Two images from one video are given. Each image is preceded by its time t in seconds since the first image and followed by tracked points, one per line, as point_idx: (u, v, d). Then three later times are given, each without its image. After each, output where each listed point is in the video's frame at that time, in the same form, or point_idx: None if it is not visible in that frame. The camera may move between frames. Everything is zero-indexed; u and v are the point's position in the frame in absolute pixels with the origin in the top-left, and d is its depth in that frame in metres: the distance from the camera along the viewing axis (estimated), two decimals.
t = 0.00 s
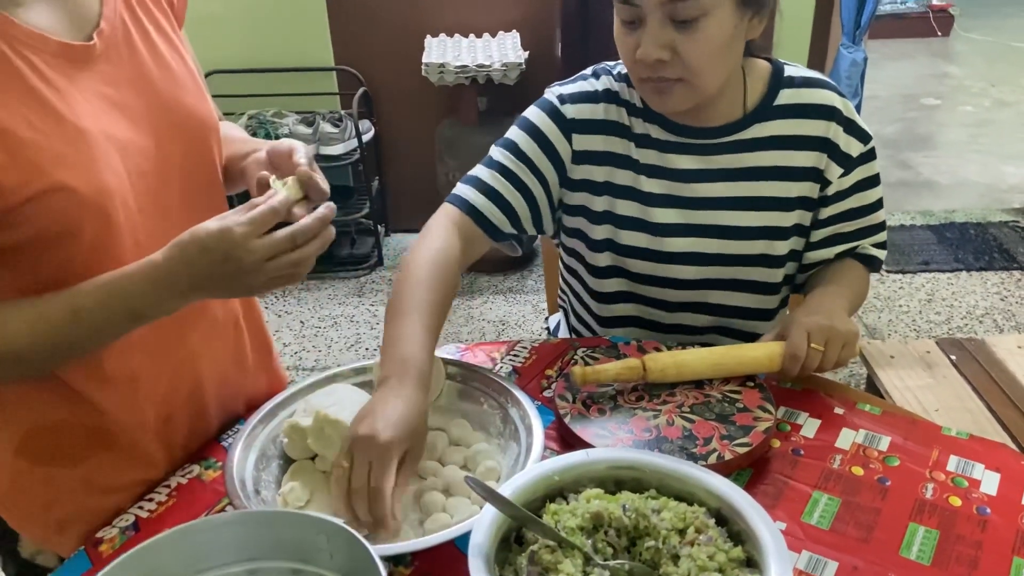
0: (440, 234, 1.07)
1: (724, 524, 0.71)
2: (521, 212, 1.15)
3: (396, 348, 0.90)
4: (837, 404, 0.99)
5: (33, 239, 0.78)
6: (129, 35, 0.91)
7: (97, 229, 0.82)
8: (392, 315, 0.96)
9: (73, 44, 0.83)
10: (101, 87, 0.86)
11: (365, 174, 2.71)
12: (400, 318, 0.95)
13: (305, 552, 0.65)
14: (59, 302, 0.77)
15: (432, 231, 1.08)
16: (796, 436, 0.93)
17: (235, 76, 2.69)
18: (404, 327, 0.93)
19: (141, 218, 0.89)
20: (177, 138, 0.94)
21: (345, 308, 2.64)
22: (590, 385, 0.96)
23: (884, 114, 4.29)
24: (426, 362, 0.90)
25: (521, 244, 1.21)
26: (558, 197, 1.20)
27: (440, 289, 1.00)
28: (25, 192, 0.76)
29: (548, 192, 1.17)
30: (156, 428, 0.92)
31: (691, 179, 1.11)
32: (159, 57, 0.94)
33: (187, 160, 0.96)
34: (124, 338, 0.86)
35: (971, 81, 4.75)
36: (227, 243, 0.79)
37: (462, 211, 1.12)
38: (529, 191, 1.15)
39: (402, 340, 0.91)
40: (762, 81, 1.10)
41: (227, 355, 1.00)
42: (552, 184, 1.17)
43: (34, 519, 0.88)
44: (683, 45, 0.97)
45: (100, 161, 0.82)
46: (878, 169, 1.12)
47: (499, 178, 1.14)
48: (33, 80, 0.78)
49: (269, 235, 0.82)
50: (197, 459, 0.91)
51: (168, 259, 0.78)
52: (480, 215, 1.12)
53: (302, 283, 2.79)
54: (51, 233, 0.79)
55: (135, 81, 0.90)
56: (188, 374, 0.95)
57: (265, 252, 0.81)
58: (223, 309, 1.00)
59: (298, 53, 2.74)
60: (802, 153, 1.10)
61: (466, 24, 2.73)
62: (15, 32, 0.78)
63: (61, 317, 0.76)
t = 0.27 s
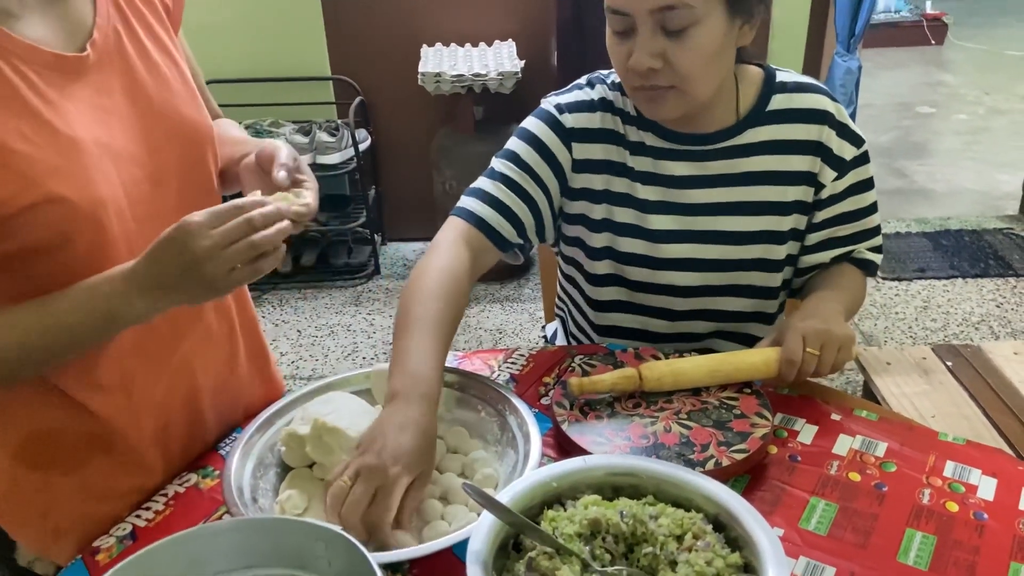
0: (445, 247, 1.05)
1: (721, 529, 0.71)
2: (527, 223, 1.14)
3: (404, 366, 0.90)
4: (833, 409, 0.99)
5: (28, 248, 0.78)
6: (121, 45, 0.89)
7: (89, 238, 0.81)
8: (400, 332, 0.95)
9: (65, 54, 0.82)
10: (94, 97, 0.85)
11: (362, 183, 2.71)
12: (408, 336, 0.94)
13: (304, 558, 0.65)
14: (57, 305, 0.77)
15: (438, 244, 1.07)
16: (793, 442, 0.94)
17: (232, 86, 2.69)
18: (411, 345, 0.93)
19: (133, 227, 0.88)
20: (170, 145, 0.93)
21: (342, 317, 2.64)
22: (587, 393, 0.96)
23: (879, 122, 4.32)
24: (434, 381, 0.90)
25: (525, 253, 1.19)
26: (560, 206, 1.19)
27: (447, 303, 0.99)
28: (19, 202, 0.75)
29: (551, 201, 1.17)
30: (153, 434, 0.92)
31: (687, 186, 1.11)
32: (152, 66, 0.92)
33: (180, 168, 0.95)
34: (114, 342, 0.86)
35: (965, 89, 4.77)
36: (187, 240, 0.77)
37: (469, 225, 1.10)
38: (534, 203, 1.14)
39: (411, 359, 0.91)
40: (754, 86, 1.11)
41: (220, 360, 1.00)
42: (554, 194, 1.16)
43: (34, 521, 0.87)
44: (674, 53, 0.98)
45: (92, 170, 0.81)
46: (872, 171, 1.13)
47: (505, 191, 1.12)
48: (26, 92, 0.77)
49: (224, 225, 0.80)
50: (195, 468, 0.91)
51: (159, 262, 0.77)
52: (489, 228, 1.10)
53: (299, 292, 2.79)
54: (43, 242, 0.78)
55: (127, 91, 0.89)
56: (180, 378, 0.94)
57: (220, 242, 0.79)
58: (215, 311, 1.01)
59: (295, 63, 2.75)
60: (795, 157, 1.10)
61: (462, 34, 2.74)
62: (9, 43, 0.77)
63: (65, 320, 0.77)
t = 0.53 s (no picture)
0: (426, 239, 1.08)
1: (726, 542, 0.71)
2: (507, 225, 1.16)
3: (393, 338, 0.91)
4: (836, 419, 0.98)
5: (23, 261, 0.75)
6: (118, 53, 0.86)
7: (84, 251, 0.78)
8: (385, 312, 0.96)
9: (60, 64, 0.79)
10: (90, 106, 0.81)
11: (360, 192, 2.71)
12: (394, 313, 0.95)
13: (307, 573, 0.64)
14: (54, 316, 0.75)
15: (417, 238, 1.09)
16: (796, 452, 0.93)
17: (229, 96, 2.69)
18: (399, 319, 0.93)
19: (130, 240, 0.84)
20: (168, 155, 0.89)
21: (340, 327, 2.63)
22: (588, 404, 0.95)
23: (874, 130, 4.33)
24: (424, 347, 0.90)
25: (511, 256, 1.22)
26: (550, 213, 1.20)
27: (431, 288, 1.01)
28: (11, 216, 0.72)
29: (540, 207, 1.18)
30: (151, 448, 0.91)
31: (686, 195, 1.11)
32: (149, 73, 0.88)
33: (178, 178, 0.91)
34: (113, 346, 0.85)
35: (960, 97, 4.79)
36: (165, 244, 0.76)
37: (448, 223, 1.13)
38: (516, 204, 1.16)
39: (399, 330, 0.91)
40: (754, 98, 1.11)
41: (219, 373, 0.99)
42: (543, 200, 1.18)
43: (34, 541, 0.87)
44: (673, 64, 0.98)
45: (87, 182, 0.78)
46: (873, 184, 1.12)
47: (486, 191, 1.15)
48: (19, 103, 0.74)
49: (202, 230, 0.78)
50: (194, 481, 0.90)
51: (154, 272, 0.76)
52: (468, 227, 1.13)
53: (296, 302, 2.78)
54: (36, 256, 0.76)
55: (123, 100, 0.85)
56: (177, 389, 0.93)
57: (200, 246, 0.77)
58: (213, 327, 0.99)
59: (292, 72, 2.75)
60: (795, 168, 1.10)
61: (460, 43, 2.75)
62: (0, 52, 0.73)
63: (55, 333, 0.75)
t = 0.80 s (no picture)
0: (414, 245, 1.12)
1: (723, 566, 0.71)
2: (495, 238, 1.18)
3: (400, 335, 0.97)
4: (832, 440, 0.99)
5: (22, 288, 0.75)
6: (117, 81, 0.85)
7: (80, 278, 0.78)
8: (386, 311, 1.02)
9: (59, 94, 0.79)
10: (88, 134, 0.81)
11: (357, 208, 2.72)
12: (395, 311, 1.01)
13: None
14: (51, 343, 0.75)
15: (405, 242, 1.14)
16: (792, 474, 0.94)
17: (226, 113, 2.70)
18: (402, 318, 1.00)
19: (128, 266, 0.84)
20: (166, 181, 0.89)
21: (337, 342, 2.64)
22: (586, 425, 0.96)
23: (867, 144, 4.36)
24: (429, 338, 0.97)
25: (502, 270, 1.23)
26: (540, 229, 1.22)
27: (425, 288, 1.07)
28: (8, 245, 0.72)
29: (529, 223, 1.20)
30: (150, 472, 0.91)
31: (678, 214, 1.12)
32: (148, 100, 0.88)
33: (176, 203, 0.91)
34: (111, 372, 0.86)
35: (952, 111, 4.82)
36: (158, 263, 0.76)
37: (436, 233, 1.15)
38: (503, 219, 1.18)
39: (406, 327, 0.98)
40: (747, 121, 1.12)
41: (220, 398, 1.00)
42: (532, 218, 1.19)
43: (34, 567, 0.87)
44: (663, 92, 0.99)
45: (84, 210, 0.78)
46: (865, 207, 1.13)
47: (475, 204, 1.17)
48: (15, 132, 0.74)
49: (194, 246, 0.77)
50: (193, 505, 0.90)
51: (150, 297, 0.76)
52: (453, 238, 1.16)
53: (293, 318, 2.79)
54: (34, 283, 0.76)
55: (123, 127, 0.85)
56: (176, 412, 0.94)
57: (191, 262, 0.77)
58: (213, 351, 1.00)
59: (289, 88, 2.76)
60: (788, 190, 1.10)
61: (456, 60, 2.76)
62: None
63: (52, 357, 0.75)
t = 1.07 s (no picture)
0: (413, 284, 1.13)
1: None
2: (487, 275, 1.19)
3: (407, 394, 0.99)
4: (816, 474, 1.00)
5: (9, 333, 0.75)
6: (108, 126, 0.86)
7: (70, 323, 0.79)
8: (389, 366, 1.04)
9: (50, 139, 0.79)
10: (79, 178, 0.82)
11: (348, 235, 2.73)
12: (399, 366, 1.03)
13: None
14: (38, 388, 0.76)
15: (401, 285, 1.14)
16: (776, 508, 0.95)
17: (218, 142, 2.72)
18: (406, 374, 1.02)
19: (117, 309, 0.85)
20: (156, 224, 0.89)
21: (328, 370, 2.64)
22: (573, 462, 0.97)
23: (854, 170, 4.41)
24: (435, 396, 0.99)
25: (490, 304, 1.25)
26: (530, 264, 1.23)
27: (424, 335, 1.08)
28: None
29: (519, 258, 1.21)
30: (141, 514, 0.91)
31: (662, 247, 1.14)
32: (137, 143, 0.88)
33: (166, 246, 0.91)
34: (98, 412, 0.86)
35: (938, 137, 4.88)
36: (144, 307, 0.77)
37: (429, 271, 1.16)
38: (496, 256, 1.19)
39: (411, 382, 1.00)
40: (725, 155, 1.14)
41: (208, 437, 0.99)
42: (521, 252, 1.21)
43: None
44: (638, 129, 1.01)
45: (74, 256, 0.78)
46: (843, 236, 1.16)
47: (467, 242, 1.18)
48: (7, 178, 0.74)
49: (181, 293, 0.78)
50: (180, 544, 0.91)
51: (135, 338, 0.77)
52: (447, 276, 1.17)
53: (284, 345, 2.79)
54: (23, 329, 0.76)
55: (113, 172, 0.85)
56: (166, 454, 0.93)
57: (176, 307, 0.78)
58: (201, 393, 1.00)
59: (281, 117, 2.78)
60: (767, 221, 1.12)
61: (447, 89, 2.79)
62: None
63: (41, 399, 0.75)
